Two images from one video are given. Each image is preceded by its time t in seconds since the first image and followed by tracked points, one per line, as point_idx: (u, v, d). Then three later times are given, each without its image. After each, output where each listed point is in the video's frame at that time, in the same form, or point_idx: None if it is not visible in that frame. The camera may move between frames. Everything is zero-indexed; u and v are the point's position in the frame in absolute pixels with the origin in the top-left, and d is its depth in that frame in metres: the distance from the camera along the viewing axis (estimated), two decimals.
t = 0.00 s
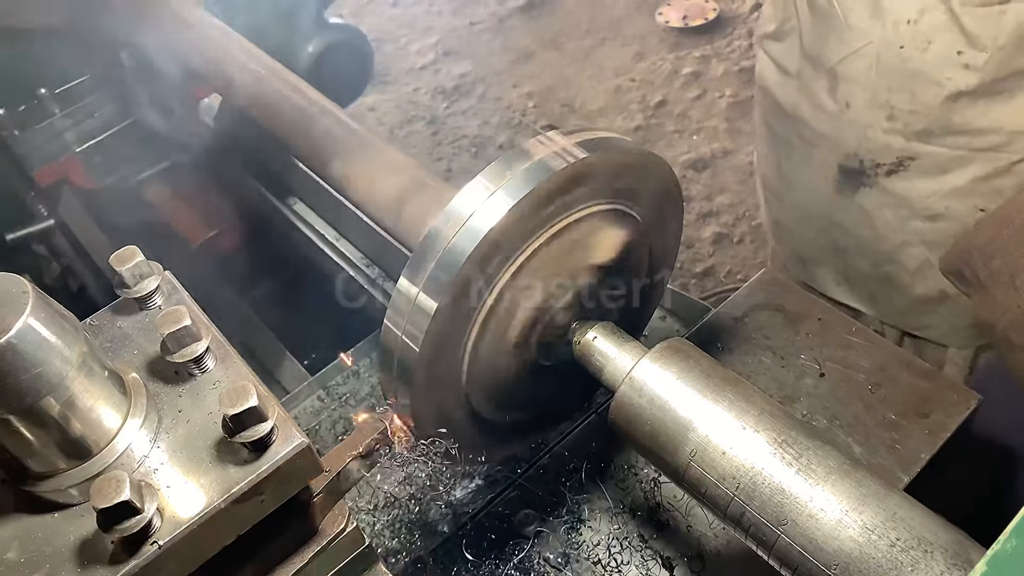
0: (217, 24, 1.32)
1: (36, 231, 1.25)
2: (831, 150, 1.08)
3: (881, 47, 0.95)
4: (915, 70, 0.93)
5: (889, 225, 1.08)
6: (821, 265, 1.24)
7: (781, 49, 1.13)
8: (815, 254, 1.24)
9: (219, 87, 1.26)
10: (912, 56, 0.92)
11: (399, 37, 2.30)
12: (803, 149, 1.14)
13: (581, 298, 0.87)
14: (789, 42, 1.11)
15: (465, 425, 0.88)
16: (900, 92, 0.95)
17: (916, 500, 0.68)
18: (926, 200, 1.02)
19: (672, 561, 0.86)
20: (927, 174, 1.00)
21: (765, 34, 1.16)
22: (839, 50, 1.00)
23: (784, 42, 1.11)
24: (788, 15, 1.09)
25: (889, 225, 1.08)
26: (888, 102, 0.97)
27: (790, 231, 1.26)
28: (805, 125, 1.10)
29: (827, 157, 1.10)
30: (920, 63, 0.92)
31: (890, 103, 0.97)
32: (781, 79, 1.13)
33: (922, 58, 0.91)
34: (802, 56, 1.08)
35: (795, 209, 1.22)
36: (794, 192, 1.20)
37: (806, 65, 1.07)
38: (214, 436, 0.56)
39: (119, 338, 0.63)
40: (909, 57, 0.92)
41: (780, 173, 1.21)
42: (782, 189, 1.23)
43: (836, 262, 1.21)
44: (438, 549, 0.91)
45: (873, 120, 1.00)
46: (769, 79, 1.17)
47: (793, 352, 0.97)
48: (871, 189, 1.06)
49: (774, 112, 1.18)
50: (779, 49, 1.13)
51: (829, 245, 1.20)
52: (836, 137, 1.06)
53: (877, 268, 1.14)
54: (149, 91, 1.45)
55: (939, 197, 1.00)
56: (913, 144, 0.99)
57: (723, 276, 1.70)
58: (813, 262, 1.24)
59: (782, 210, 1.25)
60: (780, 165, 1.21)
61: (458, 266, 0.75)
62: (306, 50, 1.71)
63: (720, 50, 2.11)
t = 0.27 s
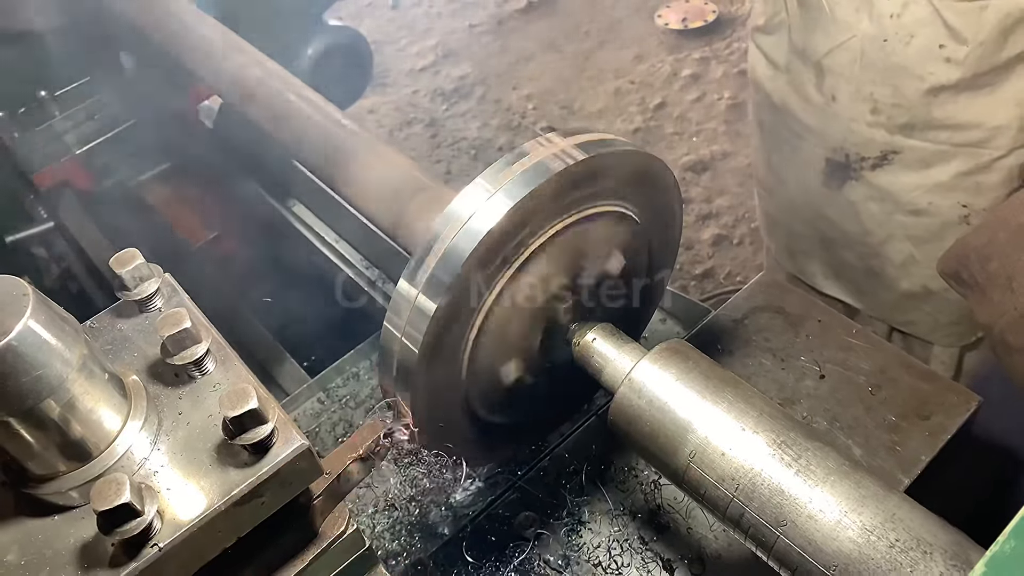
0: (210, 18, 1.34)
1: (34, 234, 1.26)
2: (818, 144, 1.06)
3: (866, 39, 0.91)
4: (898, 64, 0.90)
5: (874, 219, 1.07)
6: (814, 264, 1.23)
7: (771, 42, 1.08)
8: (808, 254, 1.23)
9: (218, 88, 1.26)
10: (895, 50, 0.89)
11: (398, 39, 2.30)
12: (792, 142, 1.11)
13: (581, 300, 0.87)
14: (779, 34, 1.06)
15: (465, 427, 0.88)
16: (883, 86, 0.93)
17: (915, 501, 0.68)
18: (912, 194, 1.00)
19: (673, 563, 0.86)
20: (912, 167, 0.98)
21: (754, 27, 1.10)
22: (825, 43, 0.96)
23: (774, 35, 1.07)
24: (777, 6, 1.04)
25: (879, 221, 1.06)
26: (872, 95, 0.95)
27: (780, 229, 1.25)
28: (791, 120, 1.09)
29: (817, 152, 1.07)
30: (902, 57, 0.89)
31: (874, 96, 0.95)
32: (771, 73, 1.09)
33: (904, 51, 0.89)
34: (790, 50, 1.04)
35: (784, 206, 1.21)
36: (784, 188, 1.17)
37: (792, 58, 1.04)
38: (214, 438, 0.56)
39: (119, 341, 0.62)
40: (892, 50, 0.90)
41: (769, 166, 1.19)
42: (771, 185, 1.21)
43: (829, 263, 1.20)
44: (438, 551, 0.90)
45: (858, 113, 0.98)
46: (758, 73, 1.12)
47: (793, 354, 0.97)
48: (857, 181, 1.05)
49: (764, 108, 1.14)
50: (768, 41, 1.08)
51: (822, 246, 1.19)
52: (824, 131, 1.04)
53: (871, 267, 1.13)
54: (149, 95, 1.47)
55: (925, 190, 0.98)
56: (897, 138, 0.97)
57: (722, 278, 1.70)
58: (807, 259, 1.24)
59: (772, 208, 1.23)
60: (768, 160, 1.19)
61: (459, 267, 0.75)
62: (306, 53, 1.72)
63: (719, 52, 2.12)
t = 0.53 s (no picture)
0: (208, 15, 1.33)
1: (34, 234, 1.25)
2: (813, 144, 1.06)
3: (862, 38, 0.91)
4: (894, 61, 0.90)
5: (868, 218, 1.07)
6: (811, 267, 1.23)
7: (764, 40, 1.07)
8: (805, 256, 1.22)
9: (218, 88, 1.26)
10: (891, 47, 0.89)
11: (398, 39, 2.30)
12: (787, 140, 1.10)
13: (580, 299, 0.87)
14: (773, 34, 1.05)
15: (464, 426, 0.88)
16: (879, 83, 0.93)
17: (915, 500, 0.68)
18: (906, 192, 1.00)
19: (672, 563, 0.86)
20: (906, 165, 0.98)
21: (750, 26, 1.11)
22: (820, 42, 0.96)
23: (768, 35, 1.05)
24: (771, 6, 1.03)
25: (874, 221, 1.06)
26: (868, 93, 0.94)
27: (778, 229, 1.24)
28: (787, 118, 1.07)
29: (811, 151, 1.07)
30: (898, 55, 0.89)
31: (869, 94, 0.94)
32: (766, 71, 1.08)
33: (900, 49, 0.88)
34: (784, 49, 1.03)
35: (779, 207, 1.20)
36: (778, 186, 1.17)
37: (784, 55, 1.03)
38: (215, 438, 0.56)
39: (120, 340, 0.62)
40: (887, 48, 0.89)
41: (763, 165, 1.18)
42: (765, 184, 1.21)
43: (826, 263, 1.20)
44: (438, 551, 0.90)
45: (853, 111, 0.97)
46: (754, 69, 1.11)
47: (794, 354, 0.97)
48: (851, 179, 1.04)
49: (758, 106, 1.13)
50: (763, 43, 1.07)
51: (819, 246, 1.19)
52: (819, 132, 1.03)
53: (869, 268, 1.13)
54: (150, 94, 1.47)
55: (921, 189, 0.99)
56: (891, 135, 0.96)
57: (723, 278, 1.69)
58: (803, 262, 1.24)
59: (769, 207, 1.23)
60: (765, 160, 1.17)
61: (459, 267, 0.75)
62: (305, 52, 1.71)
63: (719, 52, 2.12)
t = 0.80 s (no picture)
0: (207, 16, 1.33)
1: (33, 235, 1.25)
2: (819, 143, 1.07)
3: (868, 40, 0.91)
4: (902, 63, 0.90)
5: (876, 219, 1.08)
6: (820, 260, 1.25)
7: (772, 43, 1.09)
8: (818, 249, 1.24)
9: (218, 87, 1.26)
10: (901, 49, 0.89)
11: (399, 39, 2.30)
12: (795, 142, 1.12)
13: (581, 299, 0.87)
14: (778, 35, 1.08)
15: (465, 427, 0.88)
16: (886, 84, 0.93)
17: (916, 501, 0.68)
18: (912, 193, 1.01)
19: (673, 564, 0.86)
20: (914, 166, 0.99)
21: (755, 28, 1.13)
22: (826, 42, 0.96)
23: (774, 35, 1.08)
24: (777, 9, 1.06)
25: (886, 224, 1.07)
26: (875, 95, 0.95)
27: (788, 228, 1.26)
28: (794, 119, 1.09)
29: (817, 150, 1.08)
30: (906, 56, 0.89)
31: (876, 95, 0.95)
32: (772, 72, 1.10)
33: (909, 50, 0.88)
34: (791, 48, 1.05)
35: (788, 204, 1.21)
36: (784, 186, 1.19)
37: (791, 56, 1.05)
38: (216, 440, 0.56)
39: (120, 342, 0.62)
40: (896, 49, 0.89)
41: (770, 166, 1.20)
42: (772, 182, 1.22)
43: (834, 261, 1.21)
44: (439, 552, 0.90)
45: (860, 112, 0.98)
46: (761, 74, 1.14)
47: (795, 355, 0.97)
48: (859, 181, 1.06)
49: (765, 107, 1.16)
50: (769, 42, 1.10)
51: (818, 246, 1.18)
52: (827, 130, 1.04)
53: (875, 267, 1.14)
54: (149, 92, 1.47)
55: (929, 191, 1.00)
56: (898, 136, 0.97)
57: (723, 278, 1.69)
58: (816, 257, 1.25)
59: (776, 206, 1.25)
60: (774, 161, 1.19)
61: (459, 268, 0.75)
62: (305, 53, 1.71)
63: (719, 52, 2.12)
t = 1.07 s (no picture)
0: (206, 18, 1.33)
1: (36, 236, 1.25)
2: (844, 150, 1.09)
3: (918, 52, 0.93)
4: (948, 78, 0.92)
5: (903, 236, 1.10)
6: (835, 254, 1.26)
7: (811, 51, 1.10)
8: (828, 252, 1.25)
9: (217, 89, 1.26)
10: (946, 64, 0.91)
11: (399, 41, 2.30)
12: (821, 152, 1.14)
13: (582, 302, 0.87)
14: (817, 42, 1.09)
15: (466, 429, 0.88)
16: (930, 100, 0.95)
17: (917, 505, 0.68)
18: (944, 207, 1.03)
19: (674, 567, 0.86)
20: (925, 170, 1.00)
21: (790, 33, 1.15)
22: (870, 53, 0.98)
23: (809, 42, 1.10)
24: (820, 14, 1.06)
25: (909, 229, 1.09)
26: (918, 109, 0.96)
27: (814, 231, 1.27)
28: (830, 129, 1.10)
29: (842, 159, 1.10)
30: (954, 71, 0.91)
31: (919, 110, 0.96)
32: (807, 78, 1.12)
33: (957, 65, 0.90)
34: (828, 56, 1.07)
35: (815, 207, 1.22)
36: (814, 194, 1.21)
37: (834, 67, 1.06)
38: (217, 445, 0.56)
39: (122, 346, 0.62)
40: (943, 64, 0.91)
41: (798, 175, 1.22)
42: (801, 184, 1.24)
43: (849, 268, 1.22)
44: (440, 555, 0.90)
45: (900, 126, 1.00)
46: (795, 80, 1.15)
47: (796, 357, 0.97)
48: (891, 195, 1.07)
49: (796, 114, 1.17)
50: (805, 49, 1.12)
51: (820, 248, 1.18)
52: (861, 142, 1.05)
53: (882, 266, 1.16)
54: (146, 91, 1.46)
55: (956, 206, 1.02)
56: (938, 152, 0.98)
57: (724, 280, 1.69)
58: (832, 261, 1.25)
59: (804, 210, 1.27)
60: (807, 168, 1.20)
61: (460, 271, 0.75)
62: (306, 54, 1.71)
63: (720, 54, 2.12)
